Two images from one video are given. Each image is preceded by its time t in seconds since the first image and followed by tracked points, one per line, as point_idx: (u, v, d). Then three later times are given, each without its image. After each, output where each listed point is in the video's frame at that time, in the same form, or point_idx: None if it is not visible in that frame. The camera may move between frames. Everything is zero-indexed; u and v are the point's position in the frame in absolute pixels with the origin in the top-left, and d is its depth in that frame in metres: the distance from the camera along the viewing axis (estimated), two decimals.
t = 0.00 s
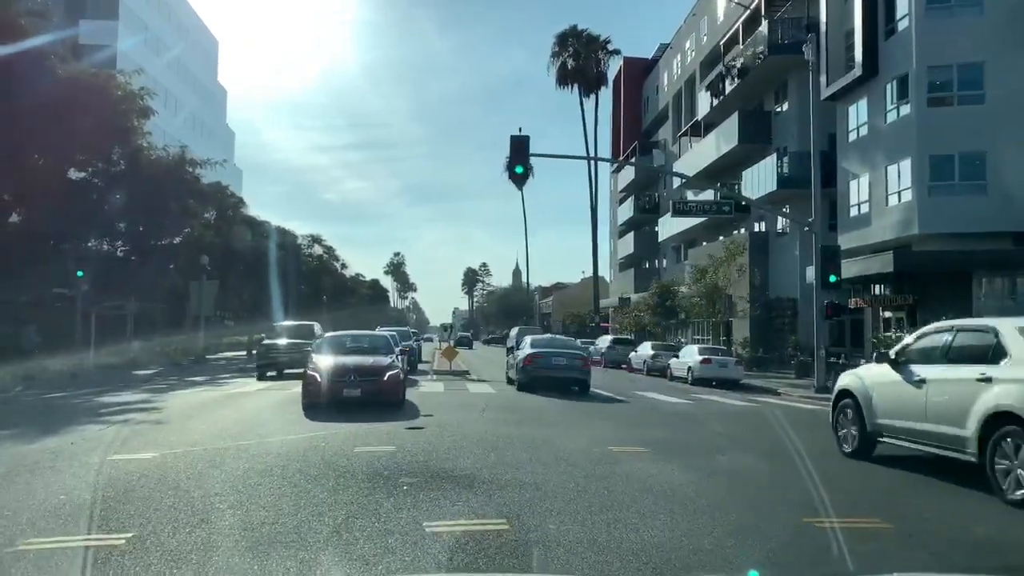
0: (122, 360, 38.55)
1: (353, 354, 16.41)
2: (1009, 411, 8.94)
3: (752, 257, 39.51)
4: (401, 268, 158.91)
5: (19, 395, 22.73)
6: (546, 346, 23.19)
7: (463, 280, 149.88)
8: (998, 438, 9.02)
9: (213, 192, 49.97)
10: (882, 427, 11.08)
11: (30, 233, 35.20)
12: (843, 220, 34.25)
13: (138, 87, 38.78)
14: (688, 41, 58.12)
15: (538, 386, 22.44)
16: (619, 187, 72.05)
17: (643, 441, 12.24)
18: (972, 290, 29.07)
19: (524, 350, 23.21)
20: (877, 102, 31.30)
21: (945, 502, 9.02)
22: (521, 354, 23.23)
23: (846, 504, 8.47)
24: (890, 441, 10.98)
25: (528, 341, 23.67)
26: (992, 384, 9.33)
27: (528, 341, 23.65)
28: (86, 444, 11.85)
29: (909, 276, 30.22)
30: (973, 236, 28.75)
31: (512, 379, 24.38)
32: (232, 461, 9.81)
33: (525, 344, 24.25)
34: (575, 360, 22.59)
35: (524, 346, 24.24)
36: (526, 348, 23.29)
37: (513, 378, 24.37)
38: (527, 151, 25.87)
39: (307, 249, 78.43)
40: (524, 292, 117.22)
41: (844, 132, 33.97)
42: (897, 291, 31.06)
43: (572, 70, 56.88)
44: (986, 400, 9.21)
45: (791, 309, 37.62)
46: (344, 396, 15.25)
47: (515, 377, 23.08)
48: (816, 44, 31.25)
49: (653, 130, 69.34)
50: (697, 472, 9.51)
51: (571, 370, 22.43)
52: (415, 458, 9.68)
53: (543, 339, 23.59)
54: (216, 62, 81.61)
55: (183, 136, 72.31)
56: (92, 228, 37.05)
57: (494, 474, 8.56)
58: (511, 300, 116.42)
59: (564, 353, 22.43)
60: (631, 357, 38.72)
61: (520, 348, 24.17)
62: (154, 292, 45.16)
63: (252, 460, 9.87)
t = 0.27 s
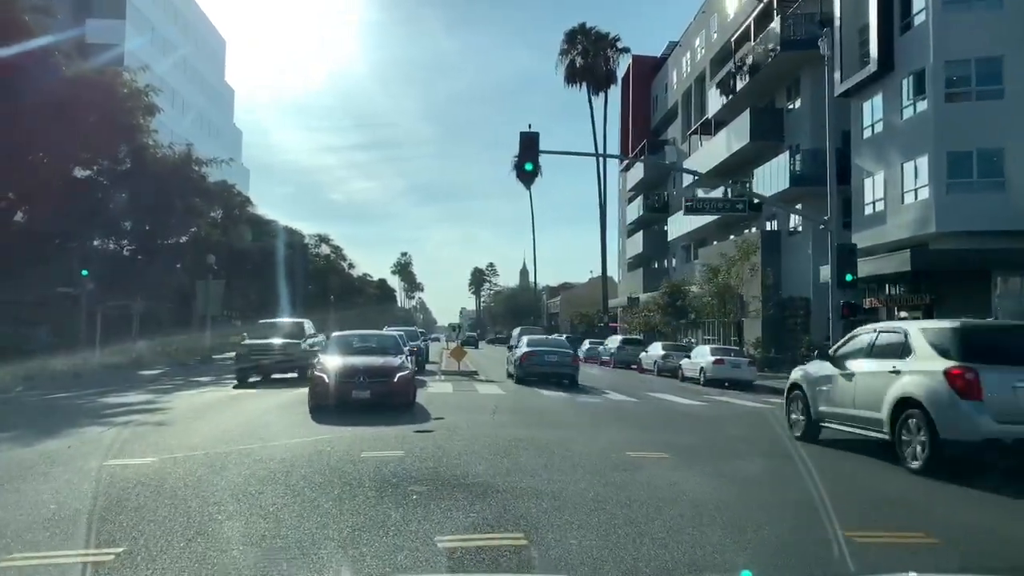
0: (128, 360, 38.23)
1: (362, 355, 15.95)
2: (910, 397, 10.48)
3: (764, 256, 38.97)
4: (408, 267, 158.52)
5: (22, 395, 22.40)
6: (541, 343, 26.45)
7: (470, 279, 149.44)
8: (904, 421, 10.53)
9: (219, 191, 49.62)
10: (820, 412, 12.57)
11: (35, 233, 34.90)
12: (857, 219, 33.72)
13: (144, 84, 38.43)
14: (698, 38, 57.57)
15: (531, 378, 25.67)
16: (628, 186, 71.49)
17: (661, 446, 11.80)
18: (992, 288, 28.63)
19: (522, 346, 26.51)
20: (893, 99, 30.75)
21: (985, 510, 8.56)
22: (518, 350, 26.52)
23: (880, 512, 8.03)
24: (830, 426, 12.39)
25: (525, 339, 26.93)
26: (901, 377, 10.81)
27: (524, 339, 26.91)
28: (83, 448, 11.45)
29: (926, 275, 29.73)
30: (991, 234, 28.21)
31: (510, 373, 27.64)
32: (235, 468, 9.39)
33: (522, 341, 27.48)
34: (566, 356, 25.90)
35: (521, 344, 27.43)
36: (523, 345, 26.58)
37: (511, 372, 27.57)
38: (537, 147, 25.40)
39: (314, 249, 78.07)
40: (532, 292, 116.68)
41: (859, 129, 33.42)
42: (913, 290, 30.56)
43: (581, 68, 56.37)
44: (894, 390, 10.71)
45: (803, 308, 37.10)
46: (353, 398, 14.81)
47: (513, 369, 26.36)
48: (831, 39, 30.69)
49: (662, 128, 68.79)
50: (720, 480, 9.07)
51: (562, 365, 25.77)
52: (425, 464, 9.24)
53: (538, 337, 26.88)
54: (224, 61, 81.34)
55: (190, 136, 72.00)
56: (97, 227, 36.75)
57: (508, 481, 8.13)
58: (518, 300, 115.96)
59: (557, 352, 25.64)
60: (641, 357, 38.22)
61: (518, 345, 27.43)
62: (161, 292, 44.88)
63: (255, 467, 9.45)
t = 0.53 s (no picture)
0: (134, 359, 37.94)
1: (370, 355, 15.57)
2: (842, 385, 12.58)
3: (775, 255, 38.52)
4: (415, 267, 158.22)
5: (25, 396, 22.11)
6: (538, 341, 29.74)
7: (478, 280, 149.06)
8: (836, 406, 12.62)
9: (225, 189, 49.32)
10: (776, 402, 14.70)
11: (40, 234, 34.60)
12: (869, 217, 33.26)
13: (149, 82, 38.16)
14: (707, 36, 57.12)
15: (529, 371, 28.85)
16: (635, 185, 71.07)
17: (678, 450, 11.41)
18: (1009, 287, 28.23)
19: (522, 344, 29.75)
20: (907, 95, 30.28)
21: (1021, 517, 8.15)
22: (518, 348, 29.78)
23: (912, 521, 7.64)
24: (785, 414, 14.44)
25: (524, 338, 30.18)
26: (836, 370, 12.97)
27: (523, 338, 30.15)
28: (81, 450, 11.11)
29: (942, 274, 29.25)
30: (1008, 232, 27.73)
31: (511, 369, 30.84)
32: (236, 474, 9.02)
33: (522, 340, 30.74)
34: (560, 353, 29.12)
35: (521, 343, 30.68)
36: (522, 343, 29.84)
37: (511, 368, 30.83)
38: (546, 144, 24.99)
39: (321, 249, 77.77)
40: (539, 292, 116.28)
41: (871, 126, 32.96)
42: (929, 289, 30.09)
43: (589, 66, 55.94)
44: (830, 379, 12.85)
45: (815, 308, 36.65)
46: (362, 400, 14.45)
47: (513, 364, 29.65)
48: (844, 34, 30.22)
49: (671, 127, 68.35)
50: (743, 487, 8.67)
51: (557, 361, 28.97)
52: (434, 470, 8.86)
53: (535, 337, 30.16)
54: (231, 61, 81.14)
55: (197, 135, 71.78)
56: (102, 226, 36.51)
57: (522, 489, 7.75)
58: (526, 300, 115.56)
59: (551, 348, 28.91)
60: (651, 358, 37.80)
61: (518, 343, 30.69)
62: (167, 292, 44.67)
63: (257, 473, 9.09)
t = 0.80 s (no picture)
0: (139, 359, 37.69)
1: (378, 356, 15.24)
2: (789, 379, 14.98)
3: (785, 255, 38.08)
4: (422, 267, 158.09)
5: (27, 397, 21.84)
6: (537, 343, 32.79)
7: (484, 280, 148.71)
8: (787, 396, 14.92)
9: (231, 188, 49.05)
10: (741, 396, 17.02)
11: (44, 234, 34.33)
12: (882, 216, 32.82)
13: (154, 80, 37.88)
14: (716, 34, 56.65)
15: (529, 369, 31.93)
16: (643, 184, 70.62)
17: (695, 455, 11.05)
18: None
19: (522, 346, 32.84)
20: (920, 92, 29.84)
21: None
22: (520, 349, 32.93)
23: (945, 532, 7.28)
24: (746, 404, 16.73)
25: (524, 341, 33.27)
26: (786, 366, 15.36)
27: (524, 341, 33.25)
28: (79, 455, 10.80)
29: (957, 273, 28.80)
30: None
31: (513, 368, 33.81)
32: (240, 480, 8.70)
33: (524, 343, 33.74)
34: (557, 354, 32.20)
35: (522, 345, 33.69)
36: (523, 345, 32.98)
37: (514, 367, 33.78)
38: (554, 141, 24.59)
39: (328, 248, 77.53)
40: (545, 292, 115.83)
41: (884, 124, 32.52)
42: (943, 289, 29.63)
43: (596, 65, 55.54)
44: (781, 374, 15.22)
45: (826, 309, 36.19)
46: (371, 403, 14.12)
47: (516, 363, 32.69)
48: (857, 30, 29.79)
49: (679, 126, 67.93)
50: (766, 496, 8.30)
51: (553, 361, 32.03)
52: (443, 476, 8.54)
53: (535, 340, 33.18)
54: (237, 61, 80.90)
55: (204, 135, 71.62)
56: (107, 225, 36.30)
57: (536, 497, 7.42)
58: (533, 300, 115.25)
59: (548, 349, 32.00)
60: (661, 358, 37.40)
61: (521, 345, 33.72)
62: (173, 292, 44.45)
63: (260, 479, 8.77)
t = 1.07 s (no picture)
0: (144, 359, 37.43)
1: (386, 356, 14.92)
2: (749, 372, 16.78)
3: (796, 254, 37.66)
4: (428, 267, 157.87)
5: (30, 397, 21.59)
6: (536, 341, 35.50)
7: (490, 279, 148.41)
8: (749, 388, 16.67)
9: (237, 188, 48.81)
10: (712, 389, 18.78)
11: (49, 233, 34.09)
12: (895, 215, 32.39)
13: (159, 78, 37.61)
14: (724, 32, 56.22)
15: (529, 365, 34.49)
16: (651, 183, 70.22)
17: (711, 460, 10.70)
18: None
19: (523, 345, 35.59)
20: (934, 89, 29.41)
21: None
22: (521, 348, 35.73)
23: (980, 546, 6.94)
24: (718, 396, 18.55)
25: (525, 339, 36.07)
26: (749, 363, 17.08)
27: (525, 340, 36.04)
28: (76, 458, 10.50)
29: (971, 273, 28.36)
30: None
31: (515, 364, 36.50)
32: (243, 486, 8.39)
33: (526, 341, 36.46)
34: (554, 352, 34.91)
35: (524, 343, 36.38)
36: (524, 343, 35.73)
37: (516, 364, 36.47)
38: (563, 139, 24.23)
39: (334, 248, 77.28)
40: (551, 291, 115.46)
41: (896, 121, 32.10)
42: (957, 289, 29.18)
43: (604, 63, 55.14)
44: (745, 369, 16.94)
45: (837, 309, 35.76)
46: (379, 404, 13.79)
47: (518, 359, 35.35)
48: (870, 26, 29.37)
49: (686, 125, 67.53)
50: (789, 505, 7.96)
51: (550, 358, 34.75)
52: (453, 481, 8.23)
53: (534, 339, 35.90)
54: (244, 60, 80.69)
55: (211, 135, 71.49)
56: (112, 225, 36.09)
57: (549, 506, 7.10)
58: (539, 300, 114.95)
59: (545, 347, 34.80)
60: (671, 359, 36.99)
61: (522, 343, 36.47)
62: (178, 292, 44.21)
63: (261, 485, 8.45)
